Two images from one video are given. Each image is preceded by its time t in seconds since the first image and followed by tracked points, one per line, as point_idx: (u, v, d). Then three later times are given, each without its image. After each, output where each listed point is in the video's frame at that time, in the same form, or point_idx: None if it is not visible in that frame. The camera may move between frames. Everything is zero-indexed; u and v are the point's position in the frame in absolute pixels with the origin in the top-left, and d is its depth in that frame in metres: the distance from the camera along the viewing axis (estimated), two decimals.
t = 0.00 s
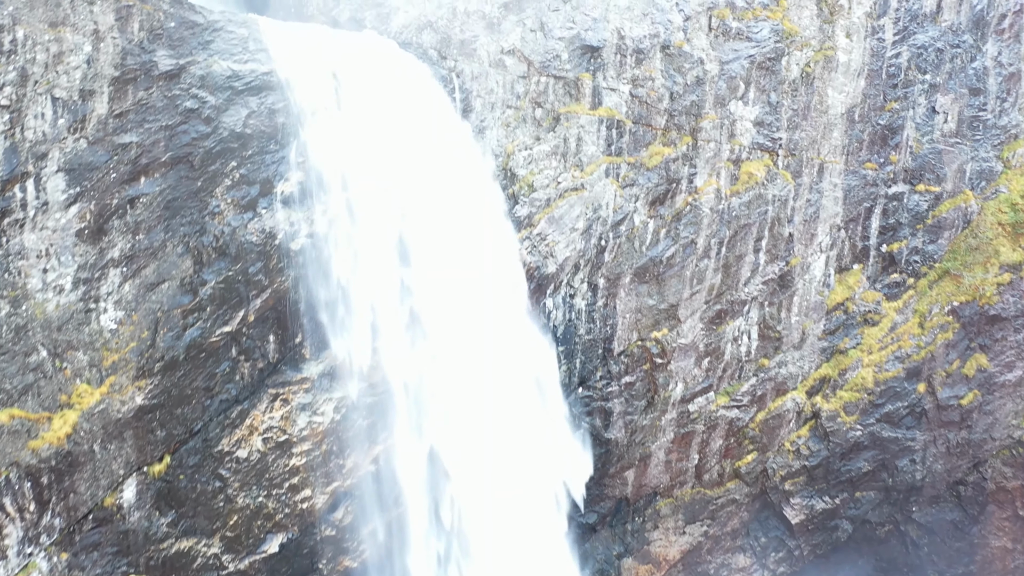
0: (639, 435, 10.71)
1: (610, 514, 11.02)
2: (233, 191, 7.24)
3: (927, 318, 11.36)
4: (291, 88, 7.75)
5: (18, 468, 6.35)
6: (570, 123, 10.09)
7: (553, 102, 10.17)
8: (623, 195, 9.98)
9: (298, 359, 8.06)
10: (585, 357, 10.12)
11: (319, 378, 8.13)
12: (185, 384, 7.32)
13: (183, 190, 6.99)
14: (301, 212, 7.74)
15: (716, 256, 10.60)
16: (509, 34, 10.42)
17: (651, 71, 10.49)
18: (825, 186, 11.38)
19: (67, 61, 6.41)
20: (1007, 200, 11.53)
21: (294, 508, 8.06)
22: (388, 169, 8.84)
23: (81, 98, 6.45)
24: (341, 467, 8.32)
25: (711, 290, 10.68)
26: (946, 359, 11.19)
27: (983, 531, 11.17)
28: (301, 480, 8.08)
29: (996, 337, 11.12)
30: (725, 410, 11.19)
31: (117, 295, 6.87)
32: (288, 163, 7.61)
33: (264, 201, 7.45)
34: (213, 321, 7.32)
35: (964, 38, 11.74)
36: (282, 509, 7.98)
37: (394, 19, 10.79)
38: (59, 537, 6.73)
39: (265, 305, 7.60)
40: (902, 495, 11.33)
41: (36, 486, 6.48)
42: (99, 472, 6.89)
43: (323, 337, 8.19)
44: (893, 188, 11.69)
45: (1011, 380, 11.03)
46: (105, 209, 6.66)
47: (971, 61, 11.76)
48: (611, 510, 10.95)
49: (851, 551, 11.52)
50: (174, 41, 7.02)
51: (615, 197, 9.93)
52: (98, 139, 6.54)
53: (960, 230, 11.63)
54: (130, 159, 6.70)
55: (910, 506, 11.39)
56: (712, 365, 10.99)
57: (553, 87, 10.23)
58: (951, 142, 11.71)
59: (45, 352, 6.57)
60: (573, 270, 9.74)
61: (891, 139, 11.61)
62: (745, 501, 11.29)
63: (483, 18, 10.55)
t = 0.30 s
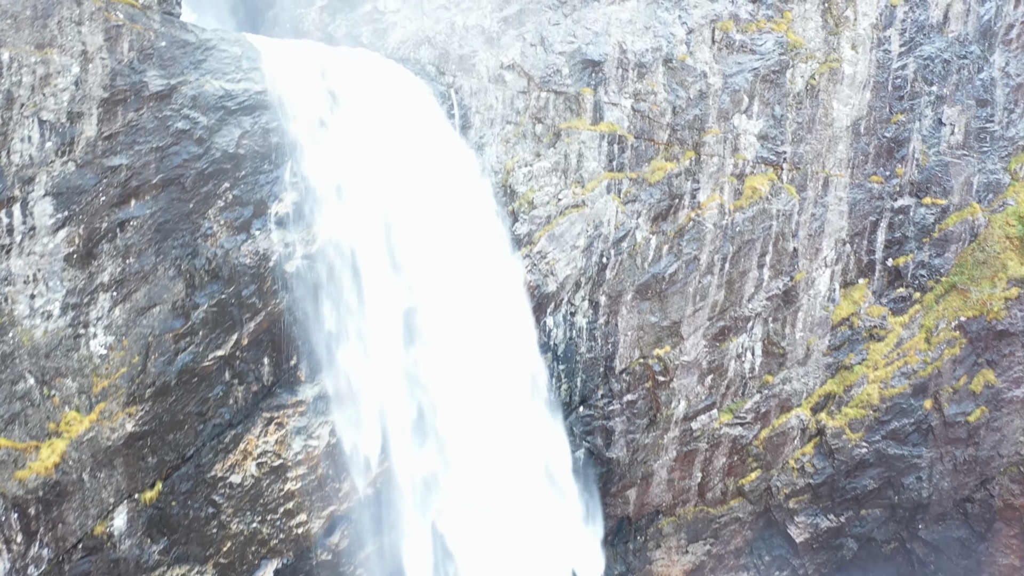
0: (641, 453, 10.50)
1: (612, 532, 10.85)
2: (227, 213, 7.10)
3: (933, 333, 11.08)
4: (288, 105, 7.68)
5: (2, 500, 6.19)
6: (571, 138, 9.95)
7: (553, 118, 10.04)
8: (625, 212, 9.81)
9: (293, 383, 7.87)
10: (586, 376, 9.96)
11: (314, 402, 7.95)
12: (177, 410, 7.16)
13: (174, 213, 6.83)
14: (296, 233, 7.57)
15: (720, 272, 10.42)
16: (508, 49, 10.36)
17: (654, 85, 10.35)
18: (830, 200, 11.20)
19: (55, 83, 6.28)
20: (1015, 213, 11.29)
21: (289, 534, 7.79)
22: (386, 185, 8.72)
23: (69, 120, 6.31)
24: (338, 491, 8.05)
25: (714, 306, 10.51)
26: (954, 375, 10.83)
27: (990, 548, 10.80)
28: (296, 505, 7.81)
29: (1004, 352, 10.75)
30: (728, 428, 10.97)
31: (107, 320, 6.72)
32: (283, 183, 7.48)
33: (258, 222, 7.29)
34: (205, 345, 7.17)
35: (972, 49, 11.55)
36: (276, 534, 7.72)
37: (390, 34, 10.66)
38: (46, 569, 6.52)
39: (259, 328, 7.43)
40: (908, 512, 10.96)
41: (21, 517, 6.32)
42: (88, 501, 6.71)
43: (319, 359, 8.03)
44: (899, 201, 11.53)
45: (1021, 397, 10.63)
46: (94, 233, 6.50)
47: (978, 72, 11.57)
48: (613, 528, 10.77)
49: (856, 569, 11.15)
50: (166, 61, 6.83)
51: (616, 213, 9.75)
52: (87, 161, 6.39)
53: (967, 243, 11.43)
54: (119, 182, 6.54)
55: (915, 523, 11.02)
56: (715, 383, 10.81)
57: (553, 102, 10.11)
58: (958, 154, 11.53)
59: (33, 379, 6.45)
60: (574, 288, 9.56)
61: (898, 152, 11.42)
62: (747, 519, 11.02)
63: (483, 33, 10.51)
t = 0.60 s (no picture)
0: (642, 472, 10.29)
1: (614, 550, 10.64)
2: (219, 235, 6.99)
3: (939, 348, 10.92)
4: (282, 124, 7.60)
5: None
6: (571, 154, 9.84)
7: (553, 134, 9.97)
8: (625, 228, 9.66)
9: (288, 405, 7.73)
10: (586, 395, 9.79)
11: (310, 423, 7.80)
12: (169, 436, 7.00)
13: (165, 235, 6.70)
14: (290, 254, 7.49)
15: (722, 288, 10.26)
16: (508, 63, 10.26)
17: (655, 99, 10.20)
18: (834, 214, 11.01)
19: (41, 106, 6.14)
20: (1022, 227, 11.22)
21: (284, 559, 7.64)
22: (382, 202, 8.64)
23: (57, 143, 6.16)
24: (333, 513, 7.91)
25: (717, 323, 10.33)
26: (960, 391, 10.66)
27: (996, 566, 10.66)
28: (290, 530, 7.65)
29: (1010, 367, 10.60)
30: (731, 446, 10.72)
31: (96, 345, 6.56)
32: (277, 204, 7.40)
33: (252, 243, 7.21)
34: (196, 370, 7.02)
35: (978, 59, 11.38)
36: (270, 560, 7.56)
37: (387, 50, 10.54)
38: None
39: (252, 351, 7.31)
40: (913, 530, 10.76)
41: (7, 549, 6.09)
42: (77, 531, 6.52)
43: (314, 382, 7.88)
44: (904, 215, 11.35)
45: None
46: (82, 258, 6.35)
47: (984, 83, 11.41)
48: (614, 546, 10.56)
49: None
50: (157, 81, 6.68)
51: (616, 229, 9.61)
52: (75, 185, 6.24)
53: (973, 256, 11.28)
54: (108, 206, 6.39)
55: (921, 540, 10.81)
56: (717, 400, 10.59)
57: (553, 117, 10.04)
58: (963, 167, 11.36)
59: (20, 408, 6.25)
60: (574, 306, 9.42)
61: (903, 165, 11.23)
62: (751, 537, 10.83)
63: (481, 48, 10.38)
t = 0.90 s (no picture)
0: (642, 491, 10.06)
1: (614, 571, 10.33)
2: (210, 257, 6.87)
3: (943, 364, 10.77)
4: (273, 147, 7.48)
5: None
6: (571, 171, 9.75)
7: (552, 150, 9.89)
8: (625, 245, 9.56)
9: (281, 429, 7.58)
10: (586, 415, 9.64)
11: (304, 446, 7.64)
12: (160, 462, 6.85)
13: (155, 259, 6.57)
14: (283, 275, 7.36)
15: (724, 305, 10.10)
16: (506, 79, 10.17)
17: (657, 114, 10.08)
18: (838, 228, 10.83)
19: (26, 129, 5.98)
20: None
21: None
22: (376, 223, 8.49)
23: (42, 166, 6.00)
24: (325, 539, 7.73)
25: (718, 340, 10.16)
26: (965, 408, 10.48)
27: None
28: (283, 556, 7.50)
29: (1016, 383, 10.43)
30: (733, 464, 10.49)
31: (84, 371, 6.39)
32: (269, 225, 7.28)
33: (244, 265, 7.08)
34: (187, 396, 6.88)
35: (983, 71, 11.21)
36: None
37: (383, 66, 10.32)
38: None
39: (245, 375, 7.18)
40: (917, 548, 10.59)
41: None
42: (64, 562, 6.28)
43: (308, 406, 7.72)
44: (909, 228, 11.17)
45: None
46: (69, 283, 6.18)
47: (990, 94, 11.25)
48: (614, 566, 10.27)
49: None
50: (146, 102, 6.56)
51: (616, 246, 9.51)
52: (61, 210, 6.08)
53: (978, 270, 11.14)
54: (96, 230, 6.24)
55: (925, 558, 10.62)
56: (719, 418, 10.40)
57: (552, 132, 9.97)
58: (968, 179, 11.20)
59: (5, 437, 6.06)
60: (574, 324, 9.27)
61: (907, 178, 11.07)
62: (753, 556, 10.56)
63: (479, 63, 10.27)
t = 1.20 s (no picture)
0: (643, 510, 9.86)
1: None
2: (201, 280, 6.75)
3: (949, 379, 10.60)
4: (268, 167, 7.44)
5: None
6: (572, 188, 9.66)
7: (552, 166, 9.80)
8: (626, 262, 9.46)
9: (275, 453, 7.45)
10: (586, 434, 9.49)
11: (298, 471, 7.51)
12: (150, 490, 6.65)
13: (145, 283, 6.44)
14: (276, 298, 7.30)
15: (726, 321, 9.94)
16: (505, 94, 10.08)
17: (658, 129, 9.97)
18: (842, 242, 10.64)
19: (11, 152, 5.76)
20: None
21: None
22: (373, 241, 8.37)
23: (28, 191, 5.81)
24: (319, 565, 7.58)
25: (720, 357, 10.00)
26: (970, 424, 10.32)
27: None
28: None
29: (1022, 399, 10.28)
30: (735, 481, 10.26)
31: (72, 398, 6.19)
32: (262, 247, 7.21)
33: (236, 288, 6.99)
34: (178, 422, 6.74)
35: (989, 82, 11.06)
36: None
37: (379, 83, 10.19)
38: None
39: (237, 401, 7.07)
40: (922, 566, 10.39)
41: None
42: None
43: (301, 428, 7.59)
44: (914, 242, 10.98)
45: None
46: (56, 310, 6.01)
47: (996, 106, 11.12)
48: None
49: None
50: (135, 123, 6.45)
51: (617, 263, 9.41)
52: (48, 235, 5.91)
53: (983, 284, 11.01)
54: (84, 255, 6.09)
55: None
56: (721, 436, 10.17)
57: (552, 149, 9.85)
58: (974, 192, 11.07)
59: None
60: (574, 343, 9.15)
61: (912, 191, 10.89)
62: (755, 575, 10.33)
63: (478, 78, 10.19)
